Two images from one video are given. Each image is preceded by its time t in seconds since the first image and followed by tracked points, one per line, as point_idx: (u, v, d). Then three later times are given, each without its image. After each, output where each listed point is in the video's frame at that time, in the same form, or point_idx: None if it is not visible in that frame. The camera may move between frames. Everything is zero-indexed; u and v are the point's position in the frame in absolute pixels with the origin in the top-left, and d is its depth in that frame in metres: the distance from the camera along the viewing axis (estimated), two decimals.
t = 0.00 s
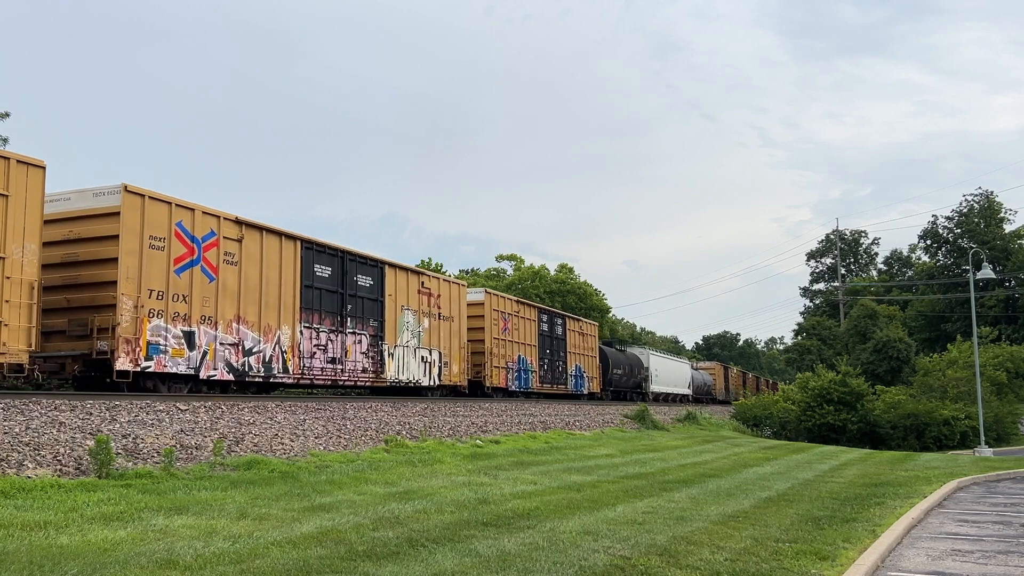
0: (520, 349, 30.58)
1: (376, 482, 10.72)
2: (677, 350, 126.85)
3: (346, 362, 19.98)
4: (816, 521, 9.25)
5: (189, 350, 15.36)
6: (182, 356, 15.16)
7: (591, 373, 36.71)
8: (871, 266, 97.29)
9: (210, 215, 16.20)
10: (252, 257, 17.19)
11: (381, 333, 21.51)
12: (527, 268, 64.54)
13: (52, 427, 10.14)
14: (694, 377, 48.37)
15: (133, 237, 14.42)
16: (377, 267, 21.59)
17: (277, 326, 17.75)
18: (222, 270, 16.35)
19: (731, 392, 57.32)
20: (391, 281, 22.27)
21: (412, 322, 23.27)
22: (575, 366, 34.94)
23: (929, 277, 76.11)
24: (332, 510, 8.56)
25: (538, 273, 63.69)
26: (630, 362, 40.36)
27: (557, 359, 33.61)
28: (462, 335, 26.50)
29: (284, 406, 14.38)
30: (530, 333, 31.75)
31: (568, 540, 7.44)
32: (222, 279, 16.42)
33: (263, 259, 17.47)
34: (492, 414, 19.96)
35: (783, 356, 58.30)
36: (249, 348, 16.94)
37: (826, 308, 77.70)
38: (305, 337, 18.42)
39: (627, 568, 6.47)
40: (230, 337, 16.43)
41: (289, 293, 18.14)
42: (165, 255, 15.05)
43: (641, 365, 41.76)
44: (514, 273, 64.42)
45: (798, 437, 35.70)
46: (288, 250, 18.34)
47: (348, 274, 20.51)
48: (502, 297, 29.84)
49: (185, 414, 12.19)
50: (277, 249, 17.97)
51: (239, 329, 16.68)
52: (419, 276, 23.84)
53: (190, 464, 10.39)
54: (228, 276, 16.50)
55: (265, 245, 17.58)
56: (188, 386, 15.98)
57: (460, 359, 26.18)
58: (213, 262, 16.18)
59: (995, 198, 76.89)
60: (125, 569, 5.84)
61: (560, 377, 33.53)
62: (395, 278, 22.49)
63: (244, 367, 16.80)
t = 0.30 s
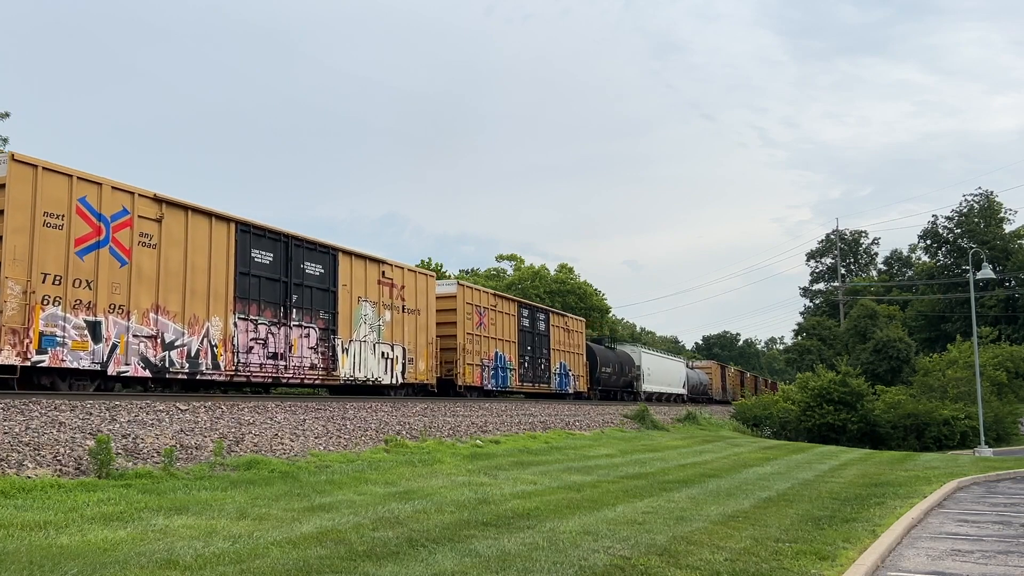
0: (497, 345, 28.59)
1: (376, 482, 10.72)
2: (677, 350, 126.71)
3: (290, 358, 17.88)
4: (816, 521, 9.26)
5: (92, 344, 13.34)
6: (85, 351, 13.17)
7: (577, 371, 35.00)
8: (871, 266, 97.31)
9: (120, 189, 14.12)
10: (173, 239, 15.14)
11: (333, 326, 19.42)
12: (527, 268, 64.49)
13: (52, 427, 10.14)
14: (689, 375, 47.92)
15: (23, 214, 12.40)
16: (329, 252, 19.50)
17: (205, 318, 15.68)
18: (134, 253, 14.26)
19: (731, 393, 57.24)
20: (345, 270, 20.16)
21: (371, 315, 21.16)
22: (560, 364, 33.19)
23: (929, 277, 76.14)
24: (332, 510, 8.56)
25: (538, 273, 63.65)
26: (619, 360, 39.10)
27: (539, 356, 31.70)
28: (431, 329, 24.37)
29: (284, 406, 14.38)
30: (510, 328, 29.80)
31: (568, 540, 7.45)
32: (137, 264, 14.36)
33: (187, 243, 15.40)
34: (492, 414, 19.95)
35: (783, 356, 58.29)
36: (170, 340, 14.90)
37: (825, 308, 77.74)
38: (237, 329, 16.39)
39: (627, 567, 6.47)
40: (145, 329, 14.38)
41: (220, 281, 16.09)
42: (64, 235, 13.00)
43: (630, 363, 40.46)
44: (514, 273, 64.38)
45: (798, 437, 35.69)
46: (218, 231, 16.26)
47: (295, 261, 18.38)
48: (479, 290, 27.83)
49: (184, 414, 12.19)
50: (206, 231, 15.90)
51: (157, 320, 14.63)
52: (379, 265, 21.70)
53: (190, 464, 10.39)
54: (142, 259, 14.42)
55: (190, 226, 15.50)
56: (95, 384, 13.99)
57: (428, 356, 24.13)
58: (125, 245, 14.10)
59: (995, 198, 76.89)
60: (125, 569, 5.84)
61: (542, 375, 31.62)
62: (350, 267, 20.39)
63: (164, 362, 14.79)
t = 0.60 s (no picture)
0: (470, 341, 26.80)
1: (376, 482, 10.72)
2: (677, 350, 126.61)
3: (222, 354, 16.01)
4: (816, 521, 9.25)
5: None
6: None
7: (559, 369, 33.42)
8: (871, 266, 97.32)
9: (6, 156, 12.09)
10: (76, 217, 13.18)
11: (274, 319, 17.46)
12: (528, 268, 64.44)
13: (52, 427, 10.14)
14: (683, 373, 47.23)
15: None
16: (270, 236, 17.54)
17: (114, 306, 13.78)
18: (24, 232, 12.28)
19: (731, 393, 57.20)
20: (290, 256, 18.18)
21: (321, 307, 19.18)
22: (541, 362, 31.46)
23: (929, 277, 76.16)
24: (332, 510, 8.56)
25: (538, 273, 63.63)
26: (608, 358, 37.80)
27: (518, 353, 29.98)
28: (394, 323, 22.44)
29: (284, 406, 14.37)
30: (487, 324, 28.02)
31: (568, 540, 7.44)
32: (29, 244, 12.40)
33: (95, 220, 13.47)
34: (492, 414, 19.95)
35: (783, 356, 58.29)
36: (70, 332, 12.99)
37: (825, 308, 77.71)
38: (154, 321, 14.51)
39: (627, 568, 6.47)
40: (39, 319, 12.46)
41: (134, 266, 14.18)
42: None
43: (620, 361, 39.15)
44: (514, 273, 64.34)
45: (798, 437, 35.68)
46: (133, 210, 14.29)
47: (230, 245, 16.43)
48: (452, 282, 26.04)
49: (185, 414, 12.19)
50: (119, 208, 13.98)
51: (54, 308, 12.70)
52: (333, 252, 19.72)
53: (190, 464, 10.39)
54: (34, 239, 12.44)
55: (97, 202, 13.55)
56: None
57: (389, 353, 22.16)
58: (12, 221, 12.12)
59: (995, 198, 76.88)
60: (125, 569, 5.83)
61: (521, 373, 29.88)
62: (298, 253, 18.42)
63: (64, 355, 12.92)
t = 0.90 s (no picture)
0: (441, 336, 24.60)
1: (376, 482, 10.72)
2: (677, 349, 126.55)
3: (136, 347, 14.09)
4: (816, 521, 9.25)
5: None
6: None
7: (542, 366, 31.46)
8: (871, 266, 97.32)
9: None
10: None
11: (201, 308, 15.48)
12: (527, 268, 64.44)
13: (52, 427, 10.13)
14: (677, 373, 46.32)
15: None
16: (196, 216, 15.55)
17: None
18: None
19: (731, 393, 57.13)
20: (223, 239, 16.21)
21: (259, 297, 17.18)
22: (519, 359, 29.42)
23: (929, 277, 76.15)
24: (332, 510, 8.56)
25: (538, 272, 63.62)
26: (595, 356, 36.32)
27: (496, 349, 27.88)
28: (348, 315, 20.42)
29: (284, 406, 14.38)
30: (462, 318, 25.86)
31: (568, 540, 7.45)
32: None
33: None
34: (492, 413, 19.95)
35: (783, 356, 58.30)
36: None
37: (825, 308, 77.69)
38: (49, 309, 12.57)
39: (627, 567, 6.47)
40: None
41: (24, 245, 12.23)
42: None
43: (608, 359, 37.66)
44: (514, 272, 64.32)
45: (798, 437, 35.66)
46: (25, 182, 12.35)
47: (148, 225, 14.52)
48: (421, 273, 23.84)
49: (185, 414, 12.19)
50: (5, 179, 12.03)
51: None
52: (274, 236, 17.72)
53: (190, 464, 10.40)
54: None
55: None
56: None
57: (343, 348, 20.21)
58: None
59: (995, 198, 76.85)
60: (125, 569, 5.83)
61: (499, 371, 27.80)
62: (234, 236, 16.50)
63: None
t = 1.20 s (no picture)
0: (405, 331, 22.64)
1: (376, 482, 10.73)
2: (678, 349, 126.50)
3: (25, 340, 12.20)
4: (816, 521, 9.26)
5: None
6: None
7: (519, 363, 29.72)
8: (871, 266, 97.33)
9: None
10: None
11: (107, 296, 13.52)
12: (527, 268, 64.44)
13: (52, 427, 10.14)
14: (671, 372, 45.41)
15: None
16: (103, 190, 13.53)
17: None
18: None
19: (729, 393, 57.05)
20: (138, 218, 14.22)
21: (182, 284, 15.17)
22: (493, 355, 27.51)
23: (929, 277, 76.08)
24: (332, 510, 8.56)
25: (538, 273, 63.63)
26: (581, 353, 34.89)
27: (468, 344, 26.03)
28: (293, 306, 18.47)
29: (284, 406, 14.37)
30: (430, 311, 23.99)
31: (568, 540, 7.45)
32: None
33: None
34: (492, 413, 19.94)
35: (783, 356, 58.29)
36: None
37: (825, 308, 77.72)
38: None
39: (627, 568, 6.46)
40: None
41: None
42: None
43: (596, 356, 36.23)
44: (514, 273, 64.32)
45: (798, 437, 35.65)
46: None
47: (42, 200, 12.58)
48: (384, 262, 21.94)
49: (185, 414, 12.19)
50: None
51: None
52: (204, 217, 15.74)
53: (190, 464, 10.40)
54: None
55: None
56: None
57: (285, 343, 18.19)
58: None
59: (995, 198, 76.83)
60: (125, 569, 5.83)
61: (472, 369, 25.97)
62: (152, 215, 14.49)
63: None
